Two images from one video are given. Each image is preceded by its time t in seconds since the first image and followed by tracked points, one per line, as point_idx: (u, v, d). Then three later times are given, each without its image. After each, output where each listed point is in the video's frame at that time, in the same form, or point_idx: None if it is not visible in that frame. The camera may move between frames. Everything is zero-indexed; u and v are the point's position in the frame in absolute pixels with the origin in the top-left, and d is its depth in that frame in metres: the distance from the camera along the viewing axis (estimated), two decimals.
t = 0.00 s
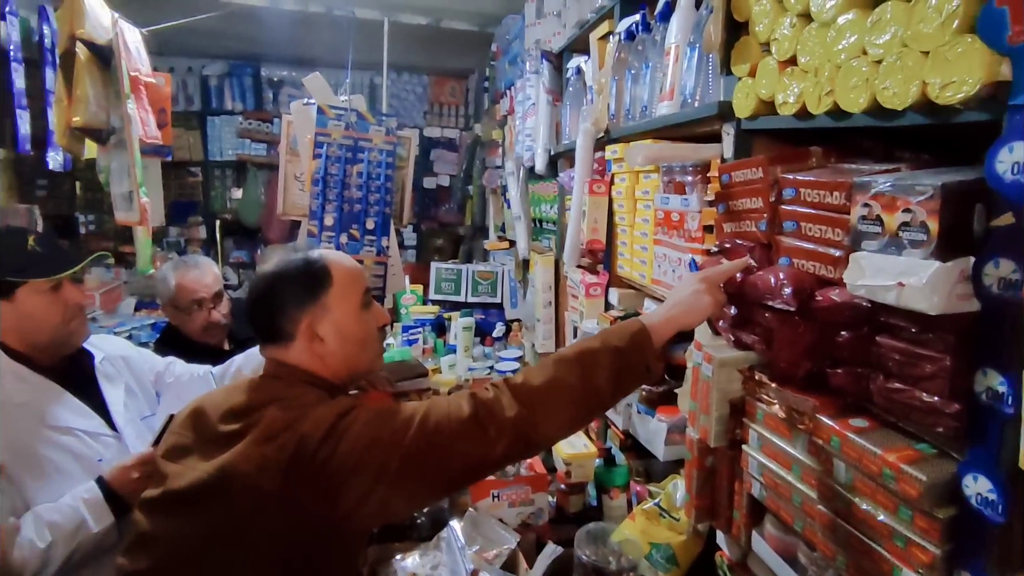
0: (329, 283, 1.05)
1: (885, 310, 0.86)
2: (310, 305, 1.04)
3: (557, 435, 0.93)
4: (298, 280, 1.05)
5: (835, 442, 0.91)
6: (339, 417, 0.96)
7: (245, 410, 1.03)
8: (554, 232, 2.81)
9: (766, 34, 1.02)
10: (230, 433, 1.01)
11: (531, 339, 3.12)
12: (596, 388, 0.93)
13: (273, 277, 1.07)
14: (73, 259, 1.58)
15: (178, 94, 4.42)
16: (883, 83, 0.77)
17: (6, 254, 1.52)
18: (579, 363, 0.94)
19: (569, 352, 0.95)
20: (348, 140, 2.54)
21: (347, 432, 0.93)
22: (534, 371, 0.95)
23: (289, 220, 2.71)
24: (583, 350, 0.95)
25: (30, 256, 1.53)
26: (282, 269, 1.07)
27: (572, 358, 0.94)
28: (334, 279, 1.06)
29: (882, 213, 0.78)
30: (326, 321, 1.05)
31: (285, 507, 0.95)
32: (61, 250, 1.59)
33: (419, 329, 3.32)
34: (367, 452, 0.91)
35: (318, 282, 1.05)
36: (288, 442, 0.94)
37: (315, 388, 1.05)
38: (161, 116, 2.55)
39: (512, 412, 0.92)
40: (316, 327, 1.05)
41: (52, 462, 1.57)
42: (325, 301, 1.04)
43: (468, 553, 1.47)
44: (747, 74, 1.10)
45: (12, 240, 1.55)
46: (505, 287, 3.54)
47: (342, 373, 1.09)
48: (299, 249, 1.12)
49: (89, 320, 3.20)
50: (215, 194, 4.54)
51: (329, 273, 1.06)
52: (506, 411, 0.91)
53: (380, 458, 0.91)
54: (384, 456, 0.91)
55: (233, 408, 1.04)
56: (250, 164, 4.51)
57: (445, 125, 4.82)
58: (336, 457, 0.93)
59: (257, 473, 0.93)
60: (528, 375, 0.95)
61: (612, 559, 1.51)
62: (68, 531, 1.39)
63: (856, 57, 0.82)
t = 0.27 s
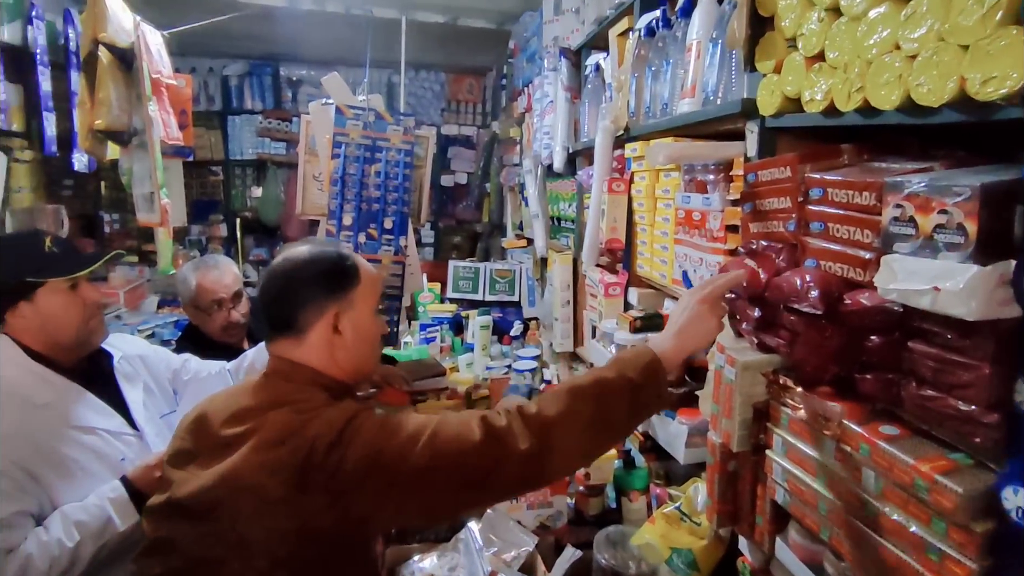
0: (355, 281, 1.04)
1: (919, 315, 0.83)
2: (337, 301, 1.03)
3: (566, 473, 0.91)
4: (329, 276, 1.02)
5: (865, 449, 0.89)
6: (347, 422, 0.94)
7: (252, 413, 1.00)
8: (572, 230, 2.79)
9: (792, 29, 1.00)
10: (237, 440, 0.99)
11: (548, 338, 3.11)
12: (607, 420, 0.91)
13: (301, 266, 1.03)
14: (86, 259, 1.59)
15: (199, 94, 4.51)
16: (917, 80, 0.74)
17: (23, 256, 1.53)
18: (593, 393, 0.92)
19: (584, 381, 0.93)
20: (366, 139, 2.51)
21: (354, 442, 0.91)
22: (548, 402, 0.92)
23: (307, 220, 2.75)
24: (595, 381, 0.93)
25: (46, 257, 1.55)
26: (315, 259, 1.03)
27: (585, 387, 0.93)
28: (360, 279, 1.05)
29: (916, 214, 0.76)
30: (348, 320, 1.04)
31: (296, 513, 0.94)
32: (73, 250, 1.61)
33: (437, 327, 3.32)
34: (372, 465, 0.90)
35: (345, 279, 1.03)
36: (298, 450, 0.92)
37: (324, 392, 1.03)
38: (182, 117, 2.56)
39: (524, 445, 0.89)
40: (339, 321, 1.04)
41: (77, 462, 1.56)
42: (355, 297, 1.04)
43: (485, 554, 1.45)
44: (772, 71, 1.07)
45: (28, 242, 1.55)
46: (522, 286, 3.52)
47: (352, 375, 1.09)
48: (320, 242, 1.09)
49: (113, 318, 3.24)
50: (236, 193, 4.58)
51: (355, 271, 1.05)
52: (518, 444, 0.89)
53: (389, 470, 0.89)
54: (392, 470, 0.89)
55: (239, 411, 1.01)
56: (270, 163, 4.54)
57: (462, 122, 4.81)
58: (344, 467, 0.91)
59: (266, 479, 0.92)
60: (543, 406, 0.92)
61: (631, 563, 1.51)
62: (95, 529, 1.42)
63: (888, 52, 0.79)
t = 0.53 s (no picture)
0: (350, 282, 1.06)
1: (952, 316, 0.81)
2: (330, 296, 1.03)
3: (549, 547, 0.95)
4: (326, 272, 1.04)
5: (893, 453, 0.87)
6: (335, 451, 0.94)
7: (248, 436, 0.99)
8: (590, 230, 2.77)
9: (817, 24, 0.98)
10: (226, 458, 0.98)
11: (566, 338, 3.09)
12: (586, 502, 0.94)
13: (300, 258, 1.05)
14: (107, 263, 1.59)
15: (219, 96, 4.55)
16: (951, 74, 0.72)
17: (46, 259, 1.53)
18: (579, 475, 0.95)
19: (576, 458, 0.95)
20: (384, 139, 2.44)
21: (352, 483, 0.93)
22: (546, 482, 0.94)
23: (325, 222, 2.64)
24: (571, 458, 0.95)
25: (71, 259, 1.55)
26: (315, 255, 1.05)
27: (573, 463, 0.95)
28: (356, 280, 1.07)
29: (949, 212, 0.74)
30: (338, 321, 1.04)
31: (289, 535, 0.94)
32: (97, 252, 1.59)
33: (455, 327, 3.31)
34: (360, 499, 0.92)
35: (344, 280, 1.05)
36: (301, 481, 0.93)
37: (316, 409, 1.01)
38: (204, 119, 2.58)
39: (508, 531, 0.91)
40: (327, 320, 1.04)
41: (104, 462, 1.57)
42: (347, 298, 1.04)
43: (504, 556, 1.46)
44: (796, 68, 1.05)
45: (54, 243, 1.55)
46: (540, 285, 3.51)
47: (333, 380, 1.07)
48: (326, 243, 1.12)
49: (136, 318, 3.27)
50: (256, 193, 4.60)
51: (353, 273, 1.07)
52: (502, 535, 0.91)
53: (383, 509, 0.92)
54: (378, 512, 0.92)
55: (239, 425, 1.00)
56: (289, 164, 4.57)
57: (479, 121, 4.80)
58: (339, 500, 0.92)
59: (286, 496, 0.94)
60: (525, 494, 0.93)
61: (651, 565, 1.48)
62: (122, 528, 1.42)
63: (919, 47, 0.78)
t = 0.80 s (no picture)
0: (286, 279, 1.06)
1: (995, 317, 0.78)
2: (263, 296, 1.05)
3: None
4: (259, 273, 1.06)
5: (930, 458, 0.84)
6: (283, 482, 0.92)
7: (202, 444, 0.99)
8: (608, 229, 2.75)
9: (846, 15, 0.95)
10: (178, 460, 0.99)
11: (584, 338, 3.07)
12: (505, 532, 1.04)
13: (237, 265, 1.09)
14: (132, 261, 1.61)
15: (238, 99, 4.58)
16: (994, 62, 0.69)
17: (70, 261, 1.54)
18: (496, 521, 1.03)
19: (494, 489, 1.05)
20: (402, 139, 2.40)
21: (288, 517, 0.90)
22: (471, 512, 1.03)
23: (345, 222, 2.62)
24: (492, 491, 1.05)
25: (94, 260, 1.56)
26: (253, 257, 1.08)
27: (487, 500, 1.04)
28: (294, 276, 1.07)
29: (993, 207, 0.71)
30: (276, 320, 1.05)
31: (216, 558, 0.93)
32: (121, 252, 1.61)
33: (472, 327, 3.30)
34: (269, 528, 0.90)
35: (279, 276, 1.06)
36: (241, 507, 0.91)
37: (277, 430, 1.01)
38: (225, 120, 2.59)
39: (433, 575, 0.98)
40: (264, 321, 1.05)
41: (125, 461, 1.58)
42: (282, 296, 1.06)
43: (524, 558, 1.44)
44: (824, 60, 1.02)
45: (76, 244, 1.57)
46: (557, 285, 3.49)
47: (290, 381, 1.08)
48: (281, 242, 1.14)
49: (157, 318, 3.29)
50: (274, 194, 4.64)
51: (292, 269, 1.07)
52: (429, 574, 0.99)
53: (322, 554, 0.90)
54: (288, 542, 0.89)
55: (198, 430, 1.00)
56: (306, 165, 4.59)
57: (495, 121, 4.79)
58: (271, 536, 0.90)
59: (222, 519, 0.92)
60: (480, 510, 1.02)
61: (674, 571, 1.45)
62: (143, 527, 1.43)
63: (958, 35, 0.75)
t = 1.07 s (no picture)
0: (250, 274, 1.09)
1: None
2: (231, 294, 1.08)
3: None
4: (224, 271, 1.10)
5: (967, 464, 0.82)
6: (228, 490, 0.98)
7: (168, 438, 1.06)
8: (624, 229, 2.72)
9: (875, 6, 0.92)
10: (145, 455, 1.06)
11: (600, 338, 3.04)
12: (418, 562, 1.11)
13: (205, 267, 1.12)
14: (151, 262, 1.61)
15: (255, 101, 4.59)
16: None
17: (91, 260, 1.55)
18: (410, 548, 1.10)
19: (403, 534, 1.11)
20: (417, 138, 2.38)
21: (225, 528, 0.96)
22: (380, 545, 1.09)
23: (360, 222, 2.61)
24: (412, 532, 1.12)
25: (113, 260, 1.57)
26: (217, 256, 1.12)
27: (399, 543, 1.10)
28: (257, 270, 1.09)
29: None
30: (247, 316, 1.08)
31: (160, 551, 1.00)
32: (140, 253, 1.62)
33: (487, 328, 3.28)
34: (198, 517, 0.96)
35: (241, 272, 1.09)
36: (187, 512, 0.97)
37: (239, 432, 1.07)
38: (241, 121, 2.59)
39: None
40: (235, 318, 1.09)
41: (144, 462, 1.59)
42: (247, 292, 1.08)
43: (543, 562, 1.42)
44: (851, 53, 0.99)
45: (96, 244, 1.58)
46: (573, 286, 3.46)
47: (272, 375, 1.12)
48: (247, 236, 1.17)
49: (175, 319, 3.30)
50: (290, 195, 4.66)
51: (256, 262, 1.10)
52: None
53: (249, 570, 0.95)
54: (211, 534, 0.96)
55: (170, 423, 1.08)
56: (322, 166, 4.59)
57: (509, 121, 4.77)
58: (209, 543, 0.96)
59: (167, 513, 0.98)
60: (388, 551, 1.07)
61: None
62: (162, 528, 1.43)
63: (997, 22, 0.72)
